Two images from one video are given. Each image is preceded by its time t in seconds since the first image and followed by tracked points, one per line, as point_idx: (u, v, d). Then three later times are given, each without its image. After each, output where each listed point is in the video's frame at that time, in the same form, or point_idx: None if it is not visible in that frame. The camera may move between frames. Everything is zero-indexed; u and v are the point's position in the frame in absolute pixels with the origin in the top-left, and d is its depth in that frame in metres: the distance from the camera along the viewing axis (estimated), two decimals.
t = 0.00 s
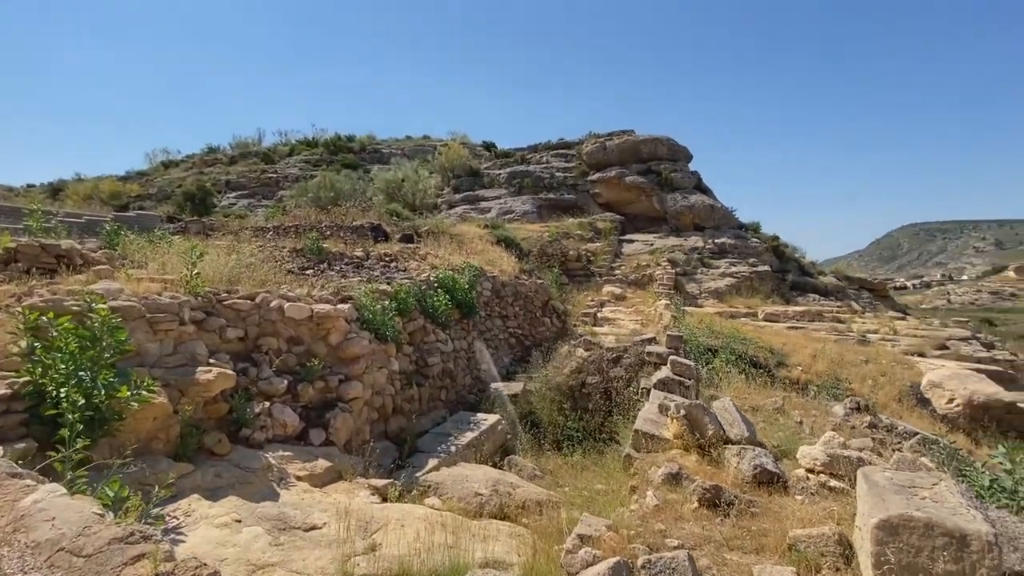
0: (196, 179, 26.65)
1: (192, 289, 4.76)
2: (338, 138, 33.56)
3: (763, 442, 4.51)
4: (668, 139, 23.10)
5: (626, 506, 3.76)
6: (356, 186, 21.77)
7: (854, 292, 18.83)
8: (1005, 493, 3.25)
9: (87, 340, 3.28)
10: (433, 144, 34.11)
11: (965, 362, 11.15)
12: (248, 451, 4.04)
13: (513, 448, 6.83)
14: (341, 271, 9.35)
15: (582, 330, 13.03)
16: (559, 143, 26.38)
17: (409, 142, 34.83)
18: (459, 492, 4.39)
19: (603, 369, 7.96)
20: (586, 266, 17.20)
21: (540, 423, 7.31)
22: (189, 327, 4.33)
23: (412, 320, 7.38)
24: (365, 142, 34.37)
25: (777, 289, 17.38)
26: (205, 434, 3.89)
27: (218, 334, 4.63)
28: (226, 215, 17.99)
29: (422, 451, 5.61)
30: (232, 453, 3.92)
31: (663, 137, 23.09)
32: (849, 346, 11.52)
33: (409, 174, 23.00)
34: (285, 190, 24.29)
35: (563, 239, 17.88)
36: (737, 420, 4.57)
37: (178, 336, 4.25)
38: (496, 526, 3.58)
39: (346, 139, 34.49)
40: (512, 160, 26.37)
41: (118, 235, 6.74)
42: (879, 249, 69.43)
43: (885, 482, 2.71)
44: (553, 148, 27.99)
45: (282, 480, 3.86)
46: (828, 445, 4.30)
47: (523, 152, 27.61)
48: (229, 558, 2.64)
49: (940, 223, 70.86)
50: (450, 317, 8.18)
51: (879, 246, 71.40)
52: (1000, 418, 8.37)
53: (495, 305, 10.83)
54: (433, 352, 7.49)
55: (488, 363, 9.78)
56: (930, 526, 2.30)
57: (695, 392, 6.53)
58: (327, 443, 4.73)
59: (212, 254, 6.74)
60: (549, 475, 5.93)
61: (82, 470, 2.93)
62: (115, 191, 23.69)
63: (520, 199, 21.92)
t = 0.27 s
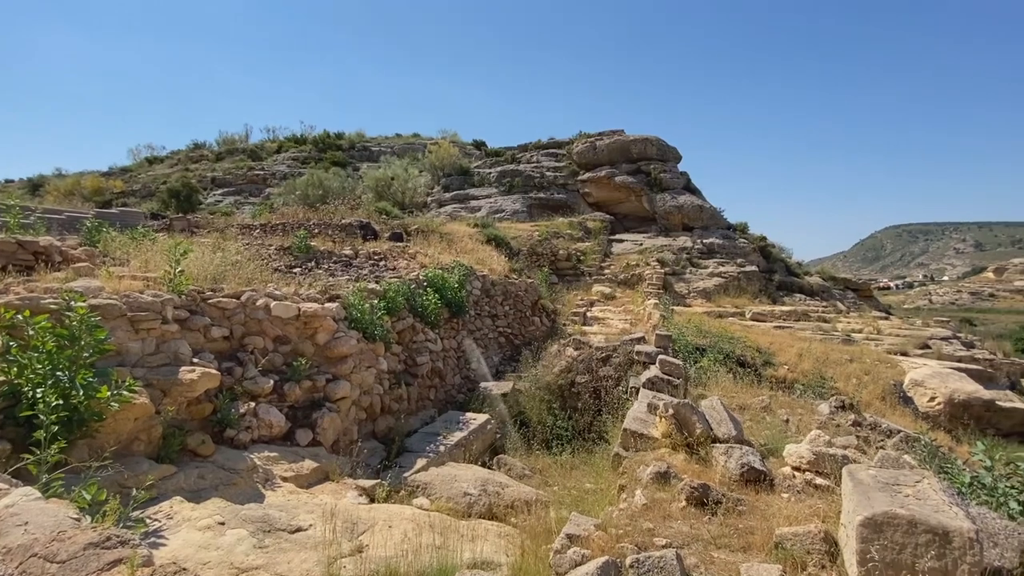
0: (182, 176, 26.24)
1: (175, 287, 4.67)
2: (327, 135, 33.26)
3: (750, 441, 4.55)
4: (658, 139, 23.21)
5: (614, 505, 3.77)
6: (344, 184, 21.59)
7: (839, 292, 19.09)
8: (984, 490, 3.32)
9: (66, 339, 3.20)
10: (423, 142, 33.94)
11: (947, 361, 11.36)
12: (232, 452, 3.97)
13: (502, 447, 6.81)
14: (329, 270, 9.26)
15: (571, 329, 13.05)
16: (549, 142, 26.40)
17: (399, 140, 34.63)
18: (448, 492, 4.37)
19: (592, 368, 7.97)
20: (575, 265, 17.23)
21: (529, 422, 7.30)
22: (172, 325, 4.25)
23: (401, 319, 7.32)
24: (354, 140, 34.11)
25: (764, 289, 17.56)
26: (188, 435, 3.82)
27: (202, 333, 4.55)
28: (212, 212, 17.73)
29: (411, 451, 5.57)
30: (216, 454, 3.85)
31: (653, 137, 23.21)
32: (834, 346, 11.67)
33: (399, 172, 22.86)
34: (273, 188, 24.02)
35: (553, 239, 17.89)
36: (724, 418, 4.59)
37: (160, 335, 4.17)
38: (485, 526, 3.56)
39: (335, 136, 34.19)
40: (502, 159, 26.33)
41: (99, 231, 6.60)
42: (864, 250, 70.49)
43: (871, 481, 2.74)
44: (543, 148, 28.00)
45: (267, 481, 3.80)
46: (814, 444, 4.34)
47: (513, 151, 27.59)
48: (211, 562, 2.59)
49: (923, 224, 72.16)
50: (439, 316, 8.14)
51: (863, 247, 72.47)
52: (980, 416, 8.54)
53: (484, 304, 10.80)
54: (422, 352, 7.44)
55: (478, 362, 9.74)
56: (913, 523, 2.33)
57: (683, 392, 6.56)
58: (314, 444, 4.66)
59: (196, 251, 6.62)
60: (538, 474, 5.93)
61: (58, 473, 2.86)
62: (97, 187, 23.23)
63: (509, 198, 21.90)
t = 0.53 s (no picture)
0: (167, 174, 25.85)
1: (158, 286, 4.59)
2: (316, 134, 32.98)
3: (737, 440, 4.57)
4: (647, 140, 23.34)
5: (603, 505, 3.76)
6: (333, 183, 21.42)
7: (826, 292, 19.33)
8: (965, 487, 3.36)
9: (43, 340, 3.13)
10: (413, 141, 33.81)
11: (929, 360, 11.54)
12: (216, 454, 3.90)
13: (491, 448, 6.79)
14: (318, 269, 9.17)
15: (562, 329, 13.06)
16: (539, 142, 26.42)
17: (389, 140, 34.44)
18: (436, 493, 4.33)
19: (582, 368, 7.99)
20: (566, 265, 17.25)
21: (519, 422, 7.30)
22: (154, 325, 4.17)
23: (389, 319, 7.27)
24: (344, 139, 33.86)
25: (752, 289, 17.72)
26: (170, 437, 3.75)
27: (185, 333, 4.47)
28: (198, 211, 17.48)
29: (399, 452, 5.52)
30: (199, 456, 3.79)
31: (643, 139, 23.33)
32: (820, 346, 11.80)
33: (389, 172, 22.74)
34: (261, 187, 23.75)
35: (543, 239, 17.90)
36: (713, 418, 4.61)
37: (142, 335, 4.10)
38: (473, 527, 3.54)
39: (324, 135, 33.91)
40: (492, 160, 26.30)
41: (80, 230, 6.46)
42: (850, 251, 71.50)
43: (855, 479, 2.76)
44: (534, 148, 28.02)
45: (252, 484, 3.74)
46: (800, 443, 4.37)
47: (504, 151, 27.57)
48: (192, 566, 2.55)
49: (907, 226, 73.37)
50: (429, 316, 8.09)
51: (849, 248, 73.51)
52: (961, 414, 8.69)
53: (474, 304, 10.77)
54: (411, 352, 7.39)
55: (467, 363, 9.70)
56: (896, 520, 2.36)
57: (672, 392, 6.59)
58: (300, 445, 4.60)
59: (181, 250, 6.52)
60: (527, 474, 5.91)
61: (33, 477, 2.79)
62: (80, 185, 22.80)
63: (500, 199, 21.88)
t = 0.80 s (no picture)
0: (153, 174, 25.49)
1: (142, 288, 4.51)
2: (306, 134, 32.74)
3: (728, 441, 4.58)
4: (638, 143, 23.47)
5: (593, 507, 3.75)
6: (323, 184, 21.26)
7: (813, 294, 19.55)
8: (951, 486, 3.40)
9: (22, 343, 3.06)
10: (403, 142, 33.71)
11: (914, 360, 11.71)
12: (202, 459, 3.83)
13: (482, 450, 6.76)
14: (306, 270, 9.08)
15: (553, 330, 13.07)
16: (530, 144, 26.44)
17: (379, 140, 34.28)
18: (426, 496, 4.30)
19: (573, 369, 7.98)
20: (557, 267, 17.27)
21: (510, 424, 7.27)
22: (137, 327, 4.09)
23: (379, 321, 7.22)
24: (333, 139, 33.64)
25: (741, 291, 17.87)
26: (154, 441, 3.68)
27: (170, 335, 4.40)
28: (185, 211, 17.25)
29: (389, 455, 5.47)
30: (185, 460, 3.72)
31: (633, 141, 23.45)
32: (808, 346, 11.92)
33: (379, 173, 22.63)
34: (249, 187, 23.51)
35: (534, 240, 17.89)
36: (703, 418, 4.62)
37: (125, 337, 4.02)
38: (463, 530, 3.51)
39: (314, 135, 33.67)
40: (483, 161, 26.28)
41: (62, 230, 6.34)
42: (836, 252, 72.43)
43: (844, 479, 2.78)
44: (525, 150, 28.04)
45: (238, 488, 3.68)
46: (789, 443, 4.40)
47: (495, 152, 27.55)
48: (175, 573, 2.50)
49: (891, 228, 74.55)
50: (419, 318, 8.04)
51: (835, 250, 74.49)
52: (946, 413, 8.82)
53: (465, 305, 10.73)
54: (402, 354, 7.34)
55: (458, 365, 9.66)
56: (885, 520, 2.38)
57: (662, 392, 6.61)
58: (288, 448, 4.54)
59: (166, 251, 6.41)
60: (518, 476, 5.89)
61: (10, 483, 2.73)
62: (63, 184, 22.41)
63: (491, 200, 21.85)
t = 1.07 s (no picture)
0: (140, 176, 25.15)
1: (129, 291, 4.43)
2: (295, 136, 32.52)
3: (721, 442, 4.60)
4: (628, 146, 23.61)
5: (588, 510, 3.74)
6: (313, 186, 21.12)
7: (802, 295, 19.75)
8: (941, 486, 3.43)
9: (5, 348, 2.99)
10: (394, 144, 33.60)
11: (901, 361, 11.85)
12: (190, 465, 3.76)
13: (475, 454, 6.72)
14: (296, 273, 9.00)
15: (545, 333, 13.06)
16: (521, 147, 26.49)
17: (370, 143, 34.13)
18: (419, 501, 4.26)
19: (566, 372, 7.98)
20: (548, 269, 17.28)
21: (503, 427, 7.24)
22: (123, 332, 4.02)
23: (371, 324, 7.16)
24: (323, 142, 33.43)
25: (731, 293, 18.00)
26: (141, 448, 3.61)
27: (158, 340, 4.33)
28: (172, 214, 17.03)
29: (381, 459, 5.41)
30: (173, 467, 3.65)
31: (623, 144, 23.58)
32: (797, 348, 12.02)
33: (370, 175, 22.54)
34: (238, 190, 23.28)
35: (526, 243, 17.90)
36: (696, 420, 4.63)
37: (111, 341, 3.94)
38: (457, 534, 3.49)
39: (304, 138, 33.45)
40: (474, 163, 26.28)
41: (45, 233, 6.22)
42: (824, 255, 73.30)
43: (838, 480, 2.79)
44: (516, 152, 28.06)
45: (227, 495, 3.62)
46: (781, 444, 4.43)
47: (486, 155, 27.55)
48: None
49: (878, 231, 75.61)
50: (411, 321, 7.99)
51: (823, 252, 75.35)
52: (933, 413, 8.93)
53: (457, 308, 10.70)
54: (393, 357, 7.29)
55: (450, 368, 9.61)
56: (880, 521, 2.39)
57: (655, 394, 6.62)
58: (278, 454, 4.48)
59: (154, 254, 6.32)
60: (511, 479, 5.86)
61: None
62: (47, 187, 22.03)
63: (482, 202, 21.84)
